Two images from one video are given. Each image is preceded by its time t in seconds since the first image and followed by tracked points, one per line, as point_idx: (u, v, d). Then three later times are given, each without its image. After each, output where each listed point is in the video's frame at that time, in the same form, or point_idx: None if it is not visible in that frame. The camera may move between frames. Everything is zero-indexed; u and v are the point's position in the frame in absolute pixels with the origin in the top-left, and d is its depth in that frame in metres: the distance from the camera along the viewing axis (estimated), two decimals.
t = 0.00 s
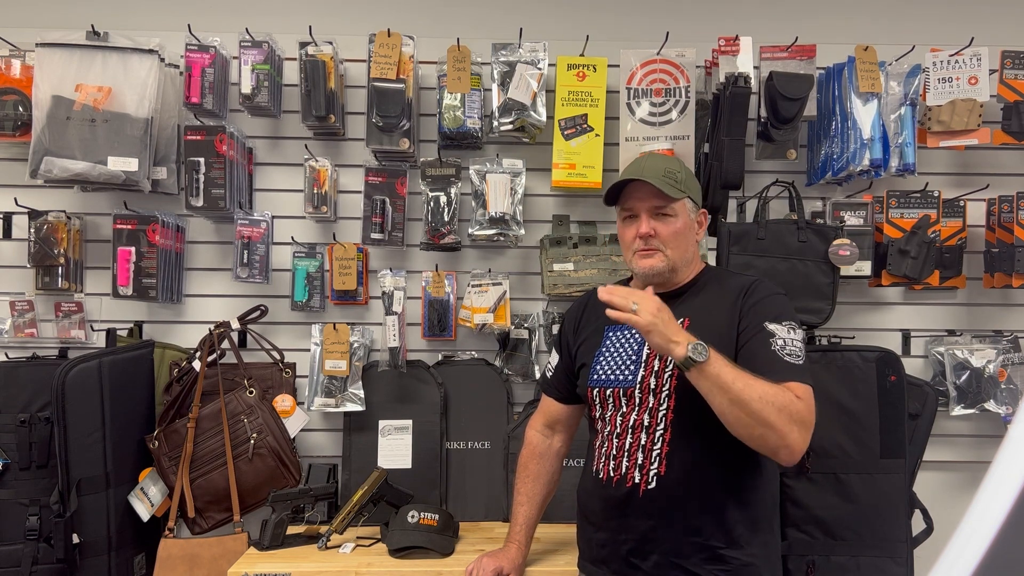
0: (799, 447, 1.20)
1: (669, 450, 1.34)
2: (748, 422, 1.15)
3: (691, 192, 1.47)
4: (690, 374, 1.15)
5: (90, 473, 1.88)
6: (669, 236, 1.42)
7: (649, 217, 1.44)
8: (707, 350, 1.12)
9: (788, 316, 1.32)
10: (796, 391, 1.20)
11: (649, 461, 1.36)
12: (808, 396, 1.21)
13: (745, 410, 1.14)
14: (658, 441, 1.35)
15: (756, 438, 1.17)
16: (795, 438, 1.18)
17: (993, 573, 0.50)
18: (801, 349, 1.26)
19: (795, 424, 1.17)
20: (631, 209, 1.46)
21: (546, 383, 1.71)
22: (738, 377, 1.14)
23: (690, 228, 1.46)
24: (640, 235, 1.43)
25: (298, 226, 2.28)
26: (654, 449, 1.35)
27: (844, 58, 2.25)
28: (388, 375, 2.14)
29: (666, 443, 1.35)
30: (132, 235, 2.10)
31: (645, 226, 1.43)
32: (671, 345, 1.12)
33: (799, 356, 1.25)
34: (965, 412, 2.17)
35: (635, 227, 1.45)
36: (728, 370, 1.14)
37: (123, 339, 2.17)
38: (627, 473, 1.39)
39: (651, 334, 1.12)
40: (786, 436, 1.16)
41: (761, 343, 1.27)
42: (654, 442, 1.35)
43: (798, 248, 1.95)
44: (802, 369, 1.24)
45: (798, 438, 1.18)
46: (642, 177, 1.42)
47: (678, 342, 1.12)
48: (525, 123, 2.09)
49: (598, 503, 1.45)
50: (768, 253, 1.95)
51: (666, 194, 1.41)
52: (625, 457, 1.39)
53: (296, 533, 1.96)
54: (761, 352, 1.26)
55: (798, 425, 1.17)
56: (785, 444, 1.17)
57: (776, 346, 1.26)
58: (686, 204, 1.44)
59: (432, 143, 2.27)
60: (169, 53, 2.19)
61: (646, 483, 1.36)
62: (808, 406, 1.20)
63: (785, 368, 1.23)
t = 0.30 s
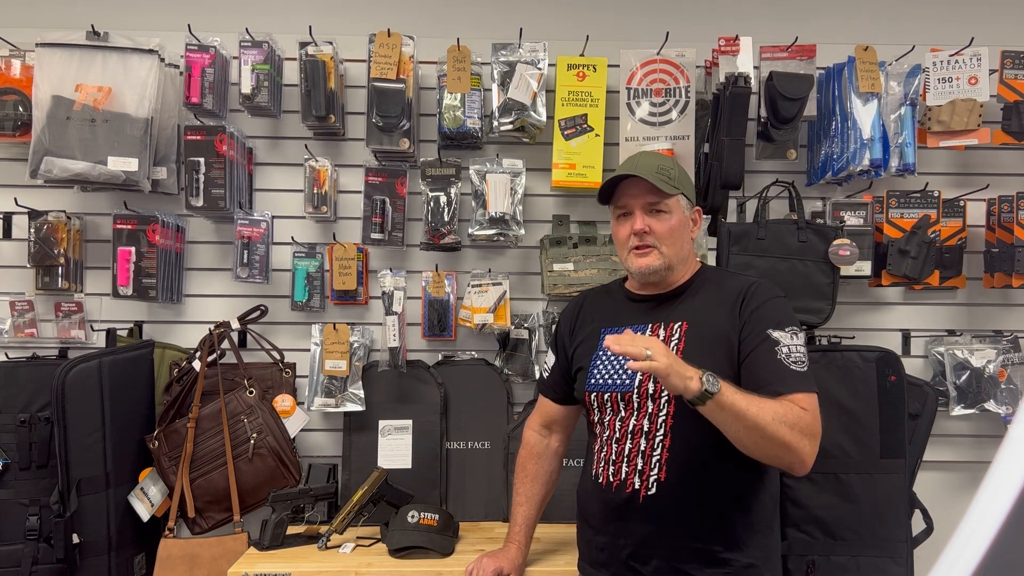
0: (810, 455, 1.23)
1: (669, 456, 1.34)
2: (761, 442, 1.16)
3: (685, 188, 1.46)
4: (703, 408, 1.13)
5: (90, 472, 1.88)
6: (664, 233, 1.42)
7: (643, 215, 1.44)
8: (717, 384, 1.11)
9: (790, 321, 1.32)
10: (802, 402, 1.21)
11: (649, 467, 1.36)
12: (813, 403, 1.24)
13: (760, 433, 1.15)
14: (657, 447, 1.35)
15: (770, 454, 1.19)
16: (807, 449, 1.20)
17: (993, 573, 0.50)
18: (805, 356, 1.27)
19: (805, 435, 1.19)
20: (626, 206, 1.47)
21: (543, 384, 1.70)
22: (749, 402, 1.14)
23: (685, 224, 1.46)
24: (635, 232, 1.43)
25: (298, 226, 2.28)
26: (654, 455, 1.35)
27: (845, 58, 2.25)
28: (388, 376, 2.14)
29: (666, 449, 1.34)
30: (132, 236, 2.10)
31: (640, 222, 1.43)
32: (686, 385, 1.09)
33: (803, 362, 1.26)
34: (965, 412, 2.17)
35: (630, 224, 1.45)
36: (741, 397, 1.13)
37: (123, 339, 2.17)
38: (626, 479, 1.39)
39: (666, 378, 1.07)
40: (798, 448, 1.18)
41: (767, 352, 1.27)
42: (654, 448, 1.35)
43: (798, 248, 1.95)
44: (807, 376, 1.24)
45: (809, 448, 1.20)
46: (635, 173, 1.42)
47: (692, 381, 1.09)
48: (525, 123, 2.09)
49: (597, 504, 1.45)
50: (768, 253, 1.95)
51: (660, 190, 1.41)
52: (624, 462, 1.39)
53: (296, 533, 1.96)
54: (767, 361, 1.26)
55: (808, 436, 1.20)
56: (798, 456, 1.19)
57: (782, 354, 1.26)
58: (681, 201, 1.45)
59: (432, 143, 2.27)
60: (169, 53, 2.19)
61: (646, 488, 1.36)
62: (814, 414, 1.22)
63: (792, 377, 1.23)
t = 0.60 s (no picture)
0: (813, 457, 1.23)
1: (670, 459, 1.34)
2: (763, 447, 1.16)
3: (681, 187, 1.46)
4: (704, 416, 1.14)
5: (90, 472, 1.88)
6: (661, 235, 1.42)
7: (640, 216, 1.44)
8: (718, 391, 1.11)
9: (789, 321, 1.32)
10: (804, 406, 1.21)
11: (650, 471, 1.35)
12: (815, 406, 1.23)
13: (762, 439, 1.15)
14: (658, 451, 1.35)
15: (772, 458, 1.19)
16: (810, 452, 1.20)
17: (993, 573, 0.50)
18: (805, 356, 1.27)
19: (807, 438, 1.19)
20: (622, 208, 1.46)
21: (542, 384, 1.70)
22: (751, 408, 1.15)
23: (682, 224, 1.46)
24: (632, 235, 1.43)
25: (298, 226, 2.28)
26: (655, 459, 1.35)
27: (845, 58, 2.25)
28: (388, 376, 2.14)
29: (666, 452, 1.34)
30: (132, 236, 2.10)
31: (636, 225, 1.43)
32: (687, 393, 1.09)
33: (804, 362, 1.26)
34: (965, 412, 2.17)
35: (626, 226, 1.45)
36: (742, 403, 1.14)
37: (124, 339, 2.17)
38: (627, 482, 1.39)
39: (668, 388, 1.08)
40: (801, 452, 1.18)
41: (767, 354, 1.27)
42: (654, 452, 1.35)
43: (798, 248, 1.95)
44: (808, 376, 1.24)
45: (811, 451, 1.20)
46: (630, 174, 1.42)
47: (693, 389, 1.09)
48: (525, 123, 2.09)
49: (597, 505, 1.45)
50: (768, 253, 1.95)
51: (656, 191, 1.40)
52: (625, 465, 1.39)
53: (296, 533, 1.96)
54: (768, 363, 1.26)
55: (811, 439, 1.20)
56: (800, 459, 1.19)
57: (782, 355, 1.26)
58: (677, 201, 1.44)
59: (432, 143, 2.27)
60: (169, 53, 2.19)
61: (647, 492, 1.35)
62: (816, 417, 1.22)
63: (794, 378, 1.23)
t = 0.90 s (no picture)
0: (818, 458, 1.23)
1: (671, 460, 1.34)
2: (766, 450, 1.16)
3: (683, 187, 1.46)
4: (710, 419, 1.13)
5: (90, 472, 1.88)
6: (663, 235, 1.42)
7: (641, 217, 1.44)
8: (723, 394, 1.11)
9: (792, 322, 1.32)
10: (807, 408, 1.21)
11: (651, 472, 1.35)
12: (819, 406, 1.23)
13: (766, 443, 1.15)
14: (659, 452, 1.35)
15: (775, 461, 1.19)
16: (814, 454, 1.20)
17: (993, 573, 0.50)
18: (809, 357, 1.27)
19: (811, 440, 1.19)
20: (623, 209, 1.46)
21: (543, 384, 1.70)
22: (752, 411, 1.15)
23: (684, 224, 1.45)
24: (633, 235, 1.43)
25: (298, 226, 2.28)
26: (656, 460, 1.35)
27: (844, 58, 2.25)
28: (388, 376, 2.14)
29: (668, 453, 1.34)
30: (132, 235, 2.10)
31: (638, 226, 1.43)
32: (693, 397, 1.09)
33: (807, 364, 1.26)
34: (965, 412, 2.17)
35: (628, 228, 1.45)
36: (746, 406, 1.14)
37: (123, 339, 2.17)
38: (629, 483, 1.39)
39: (674, 393, 1.08)
40: (805, 454, 1.18)
41: (771, 356, 1.26)
42: (656, 453, 1.35)
43: (798, 248, 1.95)
44: (811, 378, 1.24)
45: (816, 453, 1.20)
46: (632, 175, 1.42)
47: (698, 392, 1.10)
48: (525, 123, 2.09)
49: (597, 505, 1.45)
50: (768, 253, 1.95)
51: (658, 192, 1.40)
52: (626, 466, 1.39)
53: (296, 533, 1.96)
54: (771, 364, 1.26)
55: (815, 441, 1.20)
56: (805, 462, 1.19)
57: (785, 357, 1.25)
58: (678, 200, 1.45)
59: (432, 143, 2.27)
60: (169, 53, 2.19)
61: (648, 494, 1.35)
62: (820, 418, 1.22)
63: (797, 380, 1.23)
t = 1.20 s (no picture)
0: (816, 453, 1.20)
1: (670, 457, 1.34)
2: (755, 452, 1.15)
3: (670, 190, 1.38)
4: (694, 435, 1.13)
5: (90, 472, 1.88)
6: (642, 242, 1.39)
7: (622, 224, 1.41)
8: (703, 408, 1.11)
9: (793, 321, 1.31)
10: (797, 404, 1.19)
11: (650, 468, 1.35)
12: (812, 400, 1.20)
13: (753, 447, 1.14)
14: (658, 448, 1.35)
15: (768, 463, 1.18)
16: (808, 451, 1.17)
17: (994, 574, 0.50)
18: (809, 355, 1.26)
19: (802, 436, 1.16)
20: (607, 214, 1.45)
21: (548, 384, 1.70)
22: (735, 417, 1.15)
23: (669, 228, 1.39)
24: (615, 243, 1.43)
25: (298, 226, 2.28)
26: (655, 456, 1.35)
27: (845, 58, 2.25)
28: (388, 376, 2.14)
29: (666, 450, 1.34)
30: (132, 235, 2.10)
31: (617, 233, 1.41)
32: (669, 416, 1.08)
33: (808, 362, 1.25)
34: (965, 412, 2.17)
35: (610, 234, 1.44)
36: (727, 416, 1.13)
37: (124, 339, 2.17)
38: (627, 479, 1.39)
39: (649, 416, 1.08)
40: (798, 452, 1.16)
41: (769, 354, 1.26)
42: (655, 449, 1.35)
43: (798, 248, 1.95)
44: (812, 376, 1.23)
45: (811, 449, 1.17)
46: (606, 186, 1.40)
47: (673, 410, 1.09)
48: (525, 123, 2.09)
49: (597, 506, 1.45)
50: (768, 253, 1.95)
51: (634, 200, 1.37)
52: (625, 463, 1.39)
53: (296, 533, 1.96)
54: (770, 362, 1.25)
55: (808, 437, 1.17)
56: (799, 460, 1.17)
57: (785, 355, 1.25)
58: (661, 204, 1.39)
59: (432, 143, 2.26)
60: (169, 53, 2.19)
61: (646, 490, 1.35)
62: (813, 413, 1.19)
63: (796, 377, 1.22)
